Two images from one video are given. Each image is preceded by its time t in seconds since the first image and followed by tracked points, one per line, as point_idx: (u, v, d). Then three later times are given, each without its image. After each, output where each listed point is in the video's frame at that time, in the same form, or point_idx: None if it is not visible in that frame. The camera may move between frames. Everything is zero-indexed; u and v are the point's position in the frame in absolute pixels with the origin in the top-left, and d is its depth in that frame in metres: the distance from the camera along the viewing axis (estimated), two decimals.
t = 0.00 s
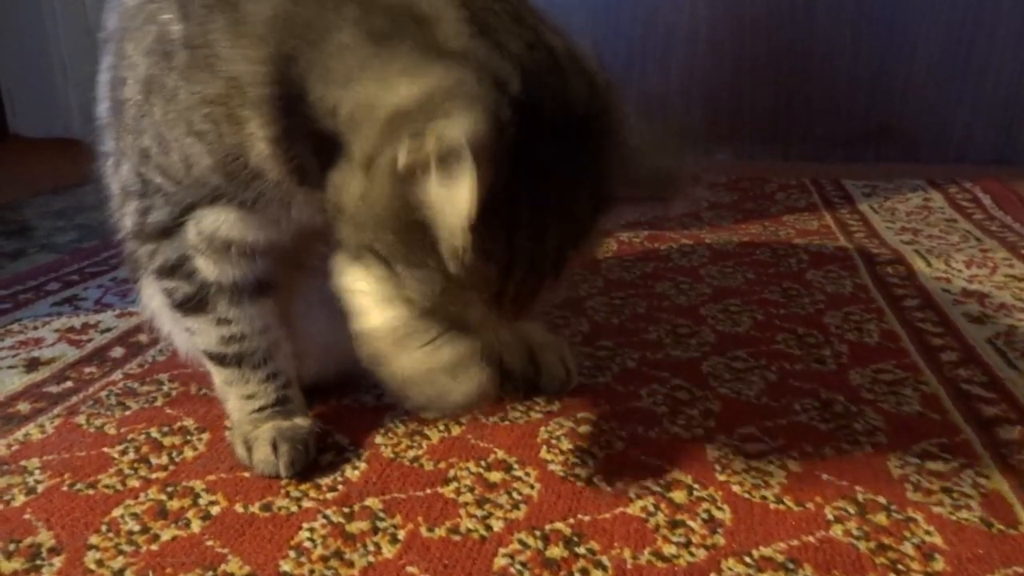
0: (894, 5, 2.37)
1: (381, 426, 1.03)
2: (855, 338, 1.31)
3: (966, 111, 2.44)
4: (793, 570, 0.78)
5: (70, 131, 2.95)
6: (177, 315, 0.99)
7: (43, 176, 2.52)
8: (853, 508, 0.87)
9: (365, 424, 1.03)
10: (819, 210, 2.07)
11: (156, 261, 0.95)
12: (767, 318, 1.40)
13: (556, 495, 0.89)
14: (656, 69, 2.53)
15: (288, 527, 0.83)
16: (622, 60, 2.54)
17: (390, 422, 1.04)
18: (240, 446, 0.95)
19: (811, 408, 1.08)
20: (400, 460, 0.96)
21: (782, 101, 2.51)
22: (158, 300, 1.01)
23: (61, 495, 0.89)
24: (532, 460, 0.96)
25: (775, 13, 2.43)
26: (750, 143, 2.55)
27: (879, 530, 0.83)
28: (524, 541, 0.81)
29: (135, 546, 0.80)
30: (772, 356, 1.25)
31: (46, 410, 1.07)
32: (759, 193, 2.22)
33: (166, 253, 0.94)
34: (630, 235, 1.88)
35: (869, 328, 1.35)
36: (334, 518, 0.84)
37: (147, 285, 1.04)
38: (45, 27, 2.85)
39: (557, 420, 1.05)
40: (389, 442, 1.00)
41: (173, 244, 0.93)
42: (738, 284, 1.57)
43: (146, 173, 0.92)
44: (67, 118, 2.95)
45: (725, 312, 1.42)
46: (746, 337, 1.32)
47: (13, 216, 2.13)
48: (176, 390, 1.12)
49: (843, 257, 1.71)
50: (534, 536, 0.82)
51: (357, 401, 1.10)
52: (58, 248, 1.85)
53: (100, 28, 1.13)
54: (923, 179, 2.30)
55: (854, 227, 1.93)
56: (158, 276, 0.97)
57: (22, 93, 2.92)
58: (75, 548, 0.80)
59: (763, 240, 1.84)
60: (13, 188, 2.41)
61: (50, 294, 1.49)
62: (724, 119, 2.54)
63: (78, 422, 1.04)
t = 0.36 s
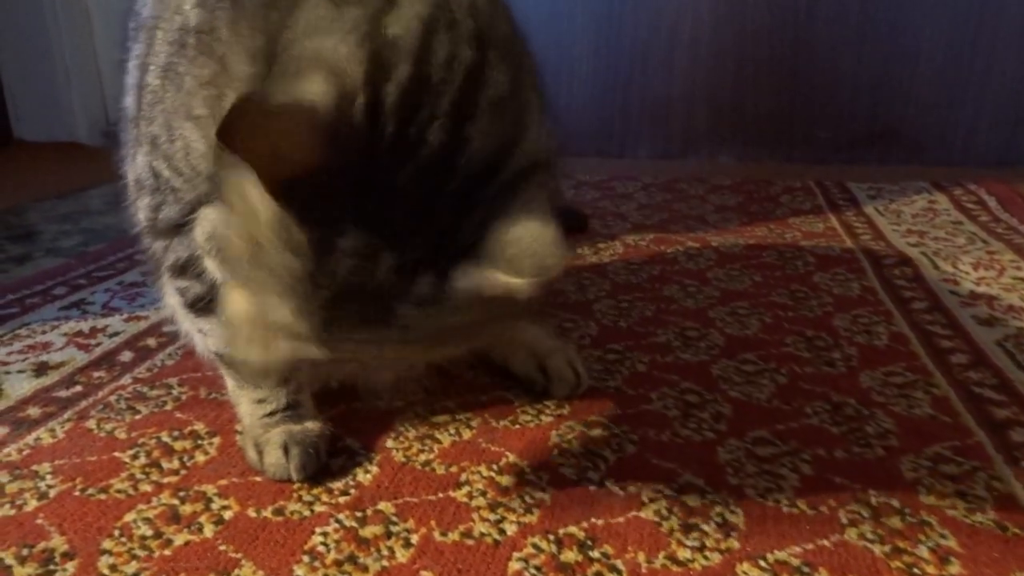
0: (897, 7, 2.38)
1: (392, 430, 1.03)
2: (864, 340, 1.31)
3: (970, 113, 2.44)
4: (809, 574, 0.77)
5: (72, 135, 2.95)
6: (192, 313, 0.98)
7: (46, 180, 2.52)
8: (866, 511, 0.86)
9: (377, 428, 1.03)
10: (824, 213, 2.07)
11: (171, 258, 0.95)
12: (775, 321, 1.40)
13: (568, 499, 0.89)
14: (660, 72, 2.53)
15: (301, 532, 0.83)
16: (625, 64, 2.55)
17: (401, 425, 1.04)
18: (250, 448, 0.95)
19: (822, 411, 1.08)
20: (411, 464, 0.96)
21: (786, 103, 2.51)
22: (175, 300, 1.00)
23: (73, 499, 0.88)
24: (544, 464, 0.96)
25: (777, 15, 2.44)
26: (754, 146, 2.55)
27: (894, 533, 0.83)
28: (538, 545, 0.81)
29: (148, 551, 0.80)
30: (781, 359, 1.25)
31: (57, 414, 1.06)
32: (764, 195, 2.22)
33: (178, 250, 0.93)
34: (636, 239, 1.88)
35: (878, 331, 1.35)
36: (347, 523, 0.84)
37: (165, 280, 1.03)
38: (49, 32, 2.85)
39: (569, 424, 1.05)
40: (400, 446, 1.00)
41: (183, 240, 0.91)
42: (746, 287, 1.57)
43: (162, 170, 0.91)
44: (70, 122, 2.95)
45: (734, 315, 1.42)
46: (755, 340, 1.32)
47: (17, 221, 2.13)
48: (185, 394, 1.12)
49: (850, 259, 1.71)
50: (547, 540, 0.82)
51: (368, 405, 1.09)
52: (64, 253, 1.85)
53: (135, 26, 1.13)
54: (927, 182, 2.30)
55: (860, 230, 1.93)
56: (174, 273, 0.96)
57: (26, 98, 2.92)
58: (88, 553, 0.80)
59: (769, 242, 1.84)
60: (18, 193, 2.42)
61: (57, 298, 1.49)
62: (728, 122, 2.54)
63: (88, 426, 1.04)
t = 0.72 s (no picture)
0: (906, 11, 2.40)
1: (426, 432, 1.03)
2: (890, 343, 1.32)
3: (983, 116, 2.45)
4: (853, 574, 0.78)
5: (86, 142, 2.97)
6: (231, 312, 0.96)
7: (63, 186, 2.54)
8: (905, 513, 0.87)
9: (412, 430, 1.04)
10: (840, 216, 2.08)
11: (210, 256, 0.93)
12: (800, 324, 1.41)
13: (608, 502, 0.89)
14: (672, 77, 2.55)
15: (345, 533, 0.83)
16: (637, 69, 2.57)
17: (434, 428, 1.04)
18: (288, 449, 0.95)
19: (854, 413, 1.09)
20: (448, 467, 0.96)
21: (798, 107, 2.52)
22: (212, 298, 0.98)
23: (117, 502, 0.89)
24: (581, 466, 0.96)
25: (790, 19, 2.45)
26: (766, 150, 2.56)
27: (934, 535, 0.84)
28: (581, 546, 0.82)
29: (196, 553, 0.81)
30: (809, 362, 1.26)
31: (94, 418, 1.07)
32: (779, 199, 2.23)
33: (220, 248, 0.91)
34: (655, 243, 1.89)
35: (903, 334, 1.35)
36: (390, 525, 0.85)
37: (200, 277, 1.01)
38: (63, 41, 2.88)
39: (602, 426, 1.05)
40: (436, 448, 1.00)
41: (228, 237, 0.90)
42: (768, 290, 1.58)
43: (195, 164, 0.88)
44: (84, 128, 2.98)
45: (758, 318, 1.43)
46: (780, 343, 1.33)
47: (37, 226, 2.14)
48: (220, 398, 1.12)
49: (870, 263, 1.72)
50: (591, 542, 0.82)
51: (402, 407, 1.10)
52: (86, 258, 1.87)
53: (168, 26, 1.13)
54: (942, 185, 2.30)
55: (878, 233, 1.94)
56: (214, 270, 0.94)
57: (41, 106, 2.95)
58: (136, 555, 0.80)
59: (788, 246, 1.85)
60: (37, 199, 2.43)
61: (84, 303, 1.50)
62: (741, 126, 2.55)
63: (126, 430, 1.04)
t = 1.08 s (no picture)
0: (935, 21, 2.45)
1: (549, 462, 1.10)
2: (963, 358, 1.39)
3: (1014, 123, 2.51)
4: None
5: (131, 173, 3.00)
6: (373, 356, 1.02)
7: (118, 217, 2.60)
8: (1015, 527, 0.94)
9: (535, 459, 1.11)
10: (885, 228, 2.15)
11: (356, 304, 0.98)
12: (873, 341, 1.48)
13: (739, 524, 0.97)
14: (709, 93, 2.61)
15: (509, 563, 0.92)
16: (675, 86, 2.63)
17: (555, 458, 1.11)
18: (433, 483, 1.02)
19: (945, 431, 1.16)
20: (580, 495, 1.03)
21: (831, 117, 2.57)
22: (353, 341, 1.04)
23: (286, 540, 0.96)
24: (704, 490, 1.04)
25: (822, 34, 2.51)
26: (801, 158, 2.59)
27: None
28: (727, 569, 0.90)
29: None
30: (891, 380, 1.33)
31: (236, 458, 1.14)
32: (822, 211, 2.30)
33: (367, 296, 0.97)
34: (714, 261, 1.95)
35: (974, 348, 1.43)
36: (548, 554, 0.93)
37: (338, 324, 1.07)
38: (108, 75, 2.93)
39: (714, 449, 1.12)
40: (564, 477, 1.07)
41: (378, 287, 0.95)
42: (834, 307, 1.65)
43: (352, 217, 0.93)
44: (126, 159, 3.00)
45: (832, 336, 1.50)
46: (858, 361, 1.40)
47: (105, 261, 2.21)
48: (346, 433, 1.20)
49: (926, 276, 1.79)
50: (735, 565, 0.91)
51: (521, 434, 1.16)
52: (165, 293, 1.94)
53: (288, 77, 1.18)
54: (981, 190, 2.35)
55: (926, 245, 2.01)
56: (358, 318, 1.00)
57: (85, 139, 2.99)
58: None
59: (842, 261, 1.92)
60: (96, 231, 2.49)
61: (185, 341, 1.57)
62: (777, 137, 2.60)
63: (270, 468, 1.12)
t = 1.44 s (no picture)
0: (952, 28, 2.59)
1: (668, 419, 1.28)
2: (1008, 332, 1.57)
3: None
4: None
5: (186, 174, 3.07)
6: (524, 324, 1.23)
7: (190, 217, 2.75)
8: None
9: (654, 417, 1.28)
10: (916, 220, 2.33)
11: (511, 278, 1.20)
12: (926, 319, 1.66)
13: (842, 464, 1.14)
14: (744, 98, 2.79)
15: (655, 497, 1.08)
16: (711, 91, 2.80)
17: (672, 415, 1.29)
18: (577, 435, 1.19)
19: (1004, 390, 1.34)
20: (701, 444, 1.20)
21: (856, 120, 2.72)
22: (503, 315, 1.25)
23: (459, 481, 1.13)
24: (806, 439, 1.21)
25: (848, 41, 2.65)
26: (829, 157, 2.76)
27: None
28: (840, 497, 1.07)
29: (548, 515, 1.05)
30: (949, 350, 1.50)
31: (389, 420, 1.31)
32: (855, 206, 2.48)
33: (523, 272, 1.18)
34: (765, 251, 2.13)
35: (1017, 323, 1.61)
36: (685, 489, 1.09)
37: (489, 302, 1.29)
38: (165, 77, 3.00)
39: (807, 407, 1.30)
40: (683, 430, 1.24)
41: (535, 264, 1.17)
42: (884, 290, 1.82)
43: (514, 207, 1.16)
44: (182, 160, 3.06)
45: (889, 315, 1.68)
46: (916, 335, 1.57)
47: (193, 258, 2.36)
48: (480, 399, 1.36)
49: (962, 262, 1.97)
50: (846, 494, 1.07)
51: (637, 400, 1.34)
52: (261, 286, 2.09)
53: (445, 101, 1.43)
54: (999, 185, 2.55)
55: (957, 234, 2.19)
56: (512, 291, 1.21)
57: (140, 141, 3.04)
58: (503, 519, 1.04)
59: (883, 250, 2.10)
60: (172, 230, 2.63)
61: (302, 326, 1.73)
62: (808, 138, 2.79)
63: (423, 427, 1.28)
